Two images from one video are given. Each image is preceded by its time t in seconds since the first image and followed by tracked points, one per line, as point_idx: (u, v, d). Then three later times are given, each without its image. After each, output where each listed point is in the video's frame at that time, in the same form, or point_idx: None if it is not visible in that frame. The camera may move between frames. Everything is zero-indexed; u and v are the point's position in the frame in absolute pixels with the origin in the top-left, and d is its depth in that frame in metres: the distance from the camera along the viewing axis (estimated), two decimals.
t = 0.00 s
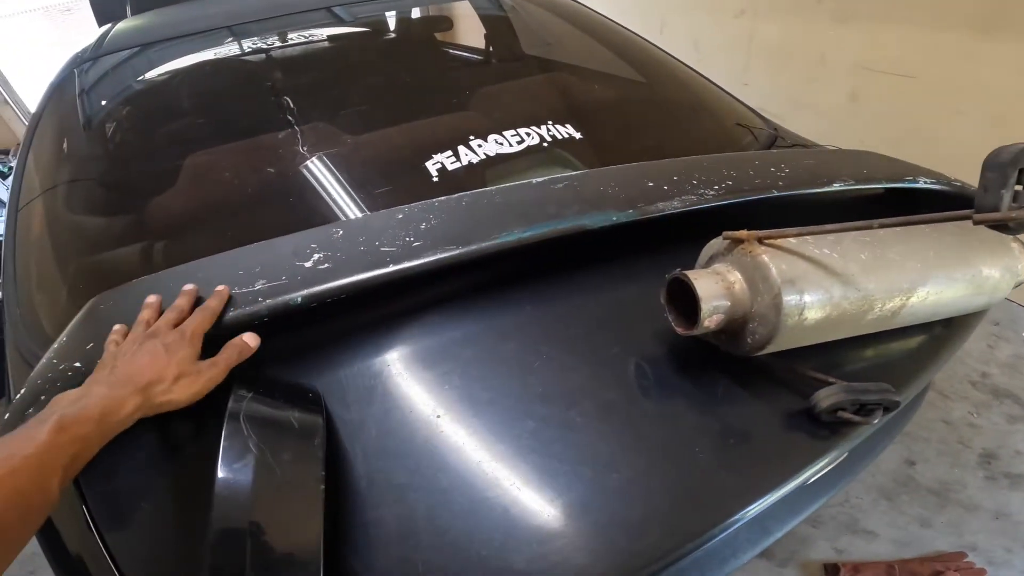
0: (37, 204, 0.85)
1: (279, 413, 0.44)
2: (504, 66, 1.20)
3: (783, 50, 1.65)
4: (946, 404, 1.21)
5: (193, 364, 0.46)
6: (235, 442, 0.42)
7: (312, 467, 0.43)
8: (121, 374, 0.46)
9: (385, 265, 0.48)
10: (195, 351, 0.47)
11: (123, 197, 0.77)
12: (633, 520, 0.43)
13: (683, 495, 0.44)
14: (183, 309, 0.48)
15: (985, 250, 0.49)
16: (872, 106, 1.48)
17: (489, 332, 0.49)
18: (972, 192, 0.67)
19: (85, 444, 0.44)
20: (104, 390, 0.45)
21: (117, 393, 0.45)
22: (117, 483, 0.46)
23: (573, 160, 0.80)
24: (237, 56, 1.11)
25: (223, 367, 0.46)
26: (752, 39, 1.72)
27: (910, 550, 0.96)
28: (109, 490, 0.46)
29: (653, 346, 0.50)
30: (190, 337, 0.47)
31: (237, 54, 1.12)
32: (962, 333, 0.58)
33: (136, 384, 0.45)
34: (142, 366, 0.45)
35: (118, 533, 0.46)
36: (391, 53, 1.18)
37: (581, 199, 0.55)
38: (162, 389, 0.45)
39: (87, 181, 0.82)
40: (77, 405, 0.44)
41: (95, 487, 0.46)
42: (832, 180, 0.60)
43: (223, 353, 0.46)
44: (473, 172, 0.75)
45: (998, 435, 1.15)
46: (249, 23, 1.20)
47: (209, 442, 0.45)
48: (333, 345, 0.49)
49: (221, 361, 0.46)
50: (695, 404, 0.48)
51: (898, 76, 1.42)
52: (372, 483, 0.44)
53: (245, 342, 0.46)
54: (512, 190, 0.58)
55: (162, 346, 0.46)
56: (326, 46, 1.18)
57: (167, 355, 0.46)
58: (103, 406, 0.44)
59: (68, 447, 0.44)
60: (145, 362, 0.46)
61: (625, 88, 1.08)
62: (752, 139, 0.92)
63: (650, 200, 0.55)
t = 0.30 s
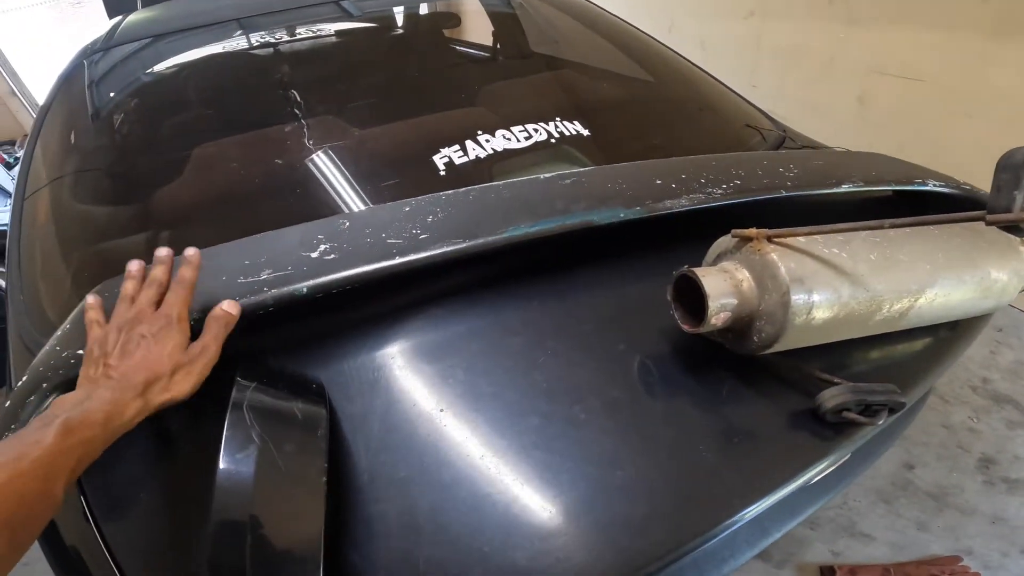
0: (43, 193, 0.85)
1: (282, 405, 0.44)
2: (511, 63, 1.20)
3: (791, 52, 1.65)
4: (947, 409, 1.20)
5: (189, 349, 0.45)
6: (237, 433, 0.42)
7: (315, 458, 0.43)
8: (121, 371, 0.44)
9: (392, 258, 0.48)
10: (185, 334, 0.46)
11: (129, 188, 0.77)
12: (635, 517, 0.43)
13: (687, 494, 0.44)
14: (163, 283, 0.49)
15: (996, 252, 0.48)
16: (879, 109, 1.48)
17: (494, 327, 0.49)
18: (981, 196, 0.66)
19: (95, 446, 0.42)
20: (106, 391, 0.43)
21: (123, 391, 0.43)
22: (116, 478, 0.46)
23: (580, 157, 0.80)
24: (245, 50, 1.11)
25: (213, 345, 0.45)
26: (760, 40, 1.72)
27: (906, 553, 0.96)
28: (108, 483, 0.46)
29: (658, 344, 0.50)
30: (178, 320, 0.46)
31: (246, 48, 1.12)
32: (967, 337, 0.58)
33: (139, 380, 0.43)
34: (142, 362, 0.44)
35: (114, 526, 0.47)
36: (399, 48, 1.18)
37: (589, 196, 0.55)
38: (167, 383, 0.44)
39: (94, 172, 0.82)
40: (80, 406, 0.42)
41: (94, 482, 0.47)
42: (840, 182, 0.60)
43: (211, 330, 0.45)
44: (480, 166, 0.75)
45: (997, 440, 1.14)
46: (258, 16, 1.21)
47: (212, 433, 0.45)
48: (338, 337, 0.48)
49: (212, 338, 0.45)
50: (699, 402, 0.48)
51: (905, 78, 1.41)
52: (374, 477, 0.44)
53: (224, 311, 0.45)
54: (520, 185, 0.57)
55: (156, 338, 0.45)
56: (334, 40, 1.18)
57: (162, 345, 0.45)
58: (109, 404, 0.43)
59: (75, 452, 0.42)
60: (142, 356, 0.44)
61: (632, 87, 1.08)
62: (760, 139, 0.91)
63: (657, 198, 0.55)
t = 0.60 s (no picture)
0: (70, 175, 0.86)
1: (298, 389, 0.44)
2: (533, 58, 1.20)
3: (818, 54, 1.63)
4: (959, 419, 1.18)
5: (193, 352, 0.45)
6: (250, 414, 0.42)
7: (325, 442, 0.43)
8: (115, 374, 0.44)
9: (409, 245, 0.48)
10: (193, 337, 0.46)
11: (153, 172, 0.79)
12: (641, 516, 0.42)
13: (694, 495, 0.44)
14: (188, 288, 0.47)
15: None
16: (906, 113, 1.45)
17: (507, 319, 0.49)
18: (1010, 205, 0.65)
19: (84, 450, 0.43)
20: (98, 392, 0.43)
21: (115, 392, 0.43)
22: (124, 460, 0.47)
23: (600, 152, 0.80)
24: (270, 39, 1.12)
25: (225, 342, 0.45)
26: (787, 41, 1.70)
27: (908, 562, 0.95)
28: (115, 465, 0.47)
29: (672, 342, 0.50)
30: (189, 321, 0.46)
31: (271, 37, 1.13)
32: (987, 347, 0.57)
33: (131, 381, 0.44)
34: (140, 362, 0.44)
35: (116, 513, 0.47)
36: (421, 39, 1.19)
37: (609, 190, 0.54)
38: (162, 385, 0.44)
39: (122, 156, 0.84)
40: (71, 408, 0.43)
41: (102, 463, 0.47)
42: (865, 186, 0.59)
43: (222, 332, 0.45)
44: (500, 158, 0.75)
45: (1009, 451, 1.12)
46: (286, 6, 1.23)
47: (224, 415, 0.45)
48: (352, 322, 0.49)
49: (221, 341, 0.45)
50: (711, 402, 0.48)
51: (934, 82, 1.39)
52: (382, 464, 0.44)
53: (235, 313, 0.45)
54: (540, 178, 0.57)
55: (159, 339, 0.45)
56: (358, 31, 1.19)
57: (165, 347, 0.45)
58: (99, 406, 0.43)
59: (63, 454, 0.42)
60: (141, 356, 0.45)
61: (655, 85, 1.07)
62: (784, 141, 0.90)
63: (678, 195, 0.54)
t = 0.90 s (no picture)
0: (126, 147, 0.89)
1: (357, 344, 0.45)
2: (570, 50, 1.20)
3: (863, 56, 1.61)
4: (987, 428, 1.19)
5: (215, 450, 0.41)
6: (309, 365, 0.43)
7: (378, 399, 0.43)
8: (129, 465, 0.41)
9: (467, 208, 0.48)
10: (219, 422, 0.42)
11: (206, 146, 0.81)
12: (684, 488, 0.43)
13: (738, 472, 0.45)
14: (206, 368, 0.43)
15: None
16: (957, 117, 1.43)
17: (555, 289, 0.50)
18: None
19: (82, 555, 0.41)
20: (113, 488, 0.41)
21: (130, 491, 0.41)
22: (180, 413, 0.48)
23: (647, 136, 0.80)
24: (312, 25, 1.16)
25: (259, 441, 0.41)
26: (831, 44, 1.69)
27: (924, 566, 0.98)
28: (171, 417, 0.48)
29: (719, 322, 0.50)
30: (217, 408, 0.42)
31: (312, 22, 1.17)
32: None
33: (128, 484, 0.41)
34: (136, 463, 0.41)
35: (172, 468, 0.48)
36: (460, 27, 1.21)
37: (660, 169, 0.54)
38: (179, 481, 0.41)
39: (176, 131, 0.86)
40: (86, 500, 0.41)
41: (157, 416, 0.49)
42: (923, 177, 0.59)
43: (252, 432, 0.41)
44: (550, 136, 0.76)
45: None
46: None
47: (279, 371, 0.47)
48: (403, 285, 0.49)
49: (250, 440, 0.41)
50: (756, 382, 0.48)
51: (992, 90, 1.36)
52: (428, 424, 0.45)
53: (279, 409, 0.41)
54: (591, 154, 0.57)
55: (159, 433, 0.42)
56: (396, 20, 1.21)
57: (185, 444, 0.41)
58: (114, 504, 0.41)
59: (82, 549, 0.41)
60: (136, 455, 0.41)
61: (698, 79, 1.06)
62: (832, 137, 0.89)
63: (730, 177, 0.54)
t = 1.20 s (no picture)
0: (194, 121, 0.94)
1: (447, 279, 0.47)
2: (614, 43, 1.22)
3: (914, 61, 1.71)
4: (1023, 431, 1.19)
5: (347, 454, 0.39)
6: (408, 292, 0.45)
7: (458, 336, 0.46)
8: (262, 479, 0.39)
9: (542, 165, 0.50)
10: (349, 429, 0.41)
11: (272, 119, 0.84)
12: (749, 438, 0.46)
13: (803, 426, 0.47)
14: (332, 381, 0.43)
15: None
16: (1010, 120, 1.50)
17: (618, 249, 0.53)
18: None
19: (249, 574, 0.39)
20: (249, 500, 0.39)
21: (268, 508, 0.38)
22: (257, 350, 0.50)
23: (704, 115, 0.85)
24: (361, 14, 1.22)
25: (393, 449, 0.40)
26: (885, 48, 1.77)
27: (952, 564, 0.99)
28: (249, 348, 0.49)
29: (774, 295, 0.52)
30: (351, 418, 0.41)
31: (361, 11, 1.23)
32: None
33: (279, 501, 0.38)
34: (282, 476, 0.39)
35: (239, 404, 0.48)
36: (504, 17, 1.25)
37: (725, 143, 0.56)
38: (311, 491, 0.38)
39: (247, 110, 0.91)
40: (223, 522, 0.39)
41: (231, 354, 0.50)
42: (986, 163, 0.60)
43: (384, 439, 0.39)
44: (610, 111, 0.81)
45: None
46: None
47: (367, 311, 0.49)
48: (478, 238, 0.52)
49: (386, 446, 0.39)
50: (817, 346, 0.50)
51: None
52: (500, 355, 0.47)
53: (413, 416, 0.41)
54: (657, 128, 0.59)
55: (300, 443, 0.40)
56: (438, 11, 1.25)
57: (313, 450, 0.39)
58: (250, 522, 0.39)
59: (251, 567, 0.39)
60: (281, 469, 0.39)
61: (747, 73, 1.07)
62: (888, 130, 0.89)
63: (794, 152, 0.56)
